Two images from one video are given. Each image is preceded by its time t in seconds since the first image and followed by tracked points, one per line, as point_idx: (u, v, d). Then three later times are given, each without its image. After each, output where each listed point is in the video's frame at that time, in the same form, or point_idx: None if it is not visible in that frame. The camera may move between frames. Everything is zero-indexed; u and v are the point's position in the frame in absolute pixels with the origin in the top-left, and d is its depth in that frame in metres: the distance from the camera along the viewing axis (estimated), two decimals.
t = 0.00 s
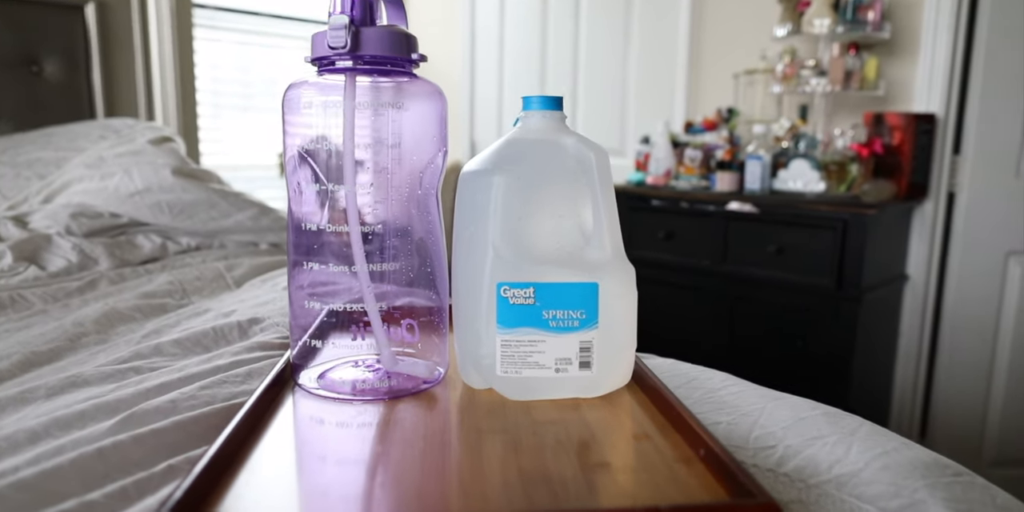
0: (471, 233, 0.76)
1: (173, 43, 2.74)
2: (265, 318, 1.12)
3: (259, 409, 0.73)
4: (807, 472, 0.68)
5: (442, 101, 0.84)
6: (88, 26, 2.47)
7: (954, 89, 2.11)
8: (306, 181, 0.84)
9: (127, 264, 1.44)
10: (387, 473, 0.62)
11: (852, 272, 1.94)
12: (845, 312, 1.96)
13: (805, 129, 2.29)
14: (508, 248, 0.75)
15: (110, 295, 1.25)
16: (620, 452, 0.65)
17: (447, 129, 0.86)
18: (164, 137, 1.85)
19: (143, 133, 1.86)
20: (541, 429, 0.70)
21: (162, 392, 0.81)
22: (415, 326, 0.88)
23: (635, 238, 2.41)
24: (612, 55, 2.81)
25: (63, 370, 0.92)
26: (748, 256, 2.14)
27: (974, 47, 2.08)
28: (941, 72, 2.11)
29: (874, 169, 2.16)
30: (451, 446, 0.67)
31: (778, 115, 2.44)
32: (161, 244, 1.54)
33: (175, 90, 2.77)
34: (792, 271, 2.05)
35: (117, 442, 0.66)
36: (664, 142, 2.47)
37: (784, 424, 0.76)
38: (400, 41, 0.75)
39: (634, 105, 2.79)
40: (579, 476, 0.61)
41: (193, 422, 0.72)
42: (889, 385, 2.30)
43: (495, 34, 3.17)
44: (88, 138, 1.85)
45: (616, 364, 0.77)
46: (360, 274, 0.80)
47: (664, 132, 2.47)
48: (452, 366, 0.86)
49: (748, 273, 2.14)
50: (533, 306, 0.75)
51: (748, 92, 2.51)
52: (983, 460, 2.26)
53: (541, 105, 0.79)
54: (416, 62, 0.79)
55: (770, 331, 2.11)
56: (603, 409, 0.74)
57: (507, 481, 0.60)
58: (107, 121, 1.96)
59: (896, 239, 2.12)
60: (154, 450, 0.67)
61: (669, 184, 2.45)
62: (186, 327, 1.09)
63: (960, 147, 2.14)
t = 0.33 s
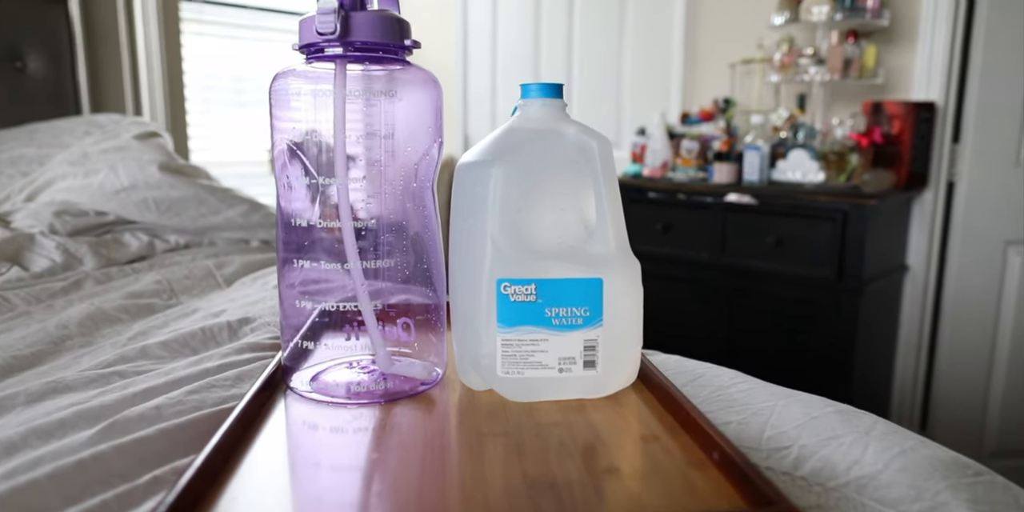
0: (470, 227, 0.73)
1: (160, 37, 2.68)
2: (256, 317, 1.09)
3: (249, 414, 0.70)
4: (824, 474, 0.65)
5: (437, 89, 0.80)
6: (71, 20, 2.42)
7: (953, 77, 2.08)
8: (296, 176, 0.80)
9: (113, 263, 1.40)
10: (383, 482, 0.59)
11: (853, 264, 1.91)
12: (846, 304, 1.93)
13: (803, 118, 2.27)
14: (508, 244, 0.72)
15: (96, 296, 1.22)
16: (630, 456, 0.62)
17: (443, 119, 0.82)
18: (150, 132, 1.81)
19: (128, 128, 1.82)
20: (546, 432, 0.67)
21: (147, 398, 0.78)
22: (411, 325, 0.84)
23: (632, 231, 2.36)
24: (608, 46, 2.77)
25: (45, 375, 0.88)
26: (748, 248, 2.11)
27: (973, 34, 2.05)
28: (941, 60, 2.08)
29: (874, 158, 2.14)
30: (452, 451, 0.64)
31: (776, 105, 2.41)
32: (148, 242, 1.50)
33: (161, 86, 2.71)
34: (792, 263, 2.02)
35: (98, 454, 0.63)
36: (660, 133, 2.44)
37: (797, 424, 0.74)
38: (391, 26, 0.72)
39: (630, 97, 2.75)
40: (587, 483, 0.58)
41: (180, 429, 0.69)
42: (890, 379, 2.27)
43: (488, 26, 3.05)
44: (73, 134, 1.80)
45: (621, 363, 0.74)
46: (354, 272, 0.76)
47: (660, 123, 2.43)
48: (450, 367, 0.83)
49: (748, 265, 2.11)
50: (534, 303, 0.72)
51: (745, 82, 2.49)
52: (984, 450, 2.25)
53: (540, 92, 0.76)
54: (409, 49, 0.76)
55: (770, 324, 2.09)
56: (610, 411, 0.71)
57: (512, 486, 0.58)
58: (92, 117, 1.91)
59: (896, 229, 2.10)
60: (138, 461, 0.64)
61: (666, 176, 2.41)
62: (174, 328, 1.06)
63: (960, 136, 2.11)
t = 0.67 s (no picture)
0: (472, 224, 0.69)
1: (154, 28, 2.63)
2: (248, 317, 1.05)
3: (238, 420, 0.66)
4: (847, 488, 0.62)
5: (438, 78, 0.76)
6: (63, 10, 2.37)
7: (962, 72, 2.05)
8: (290, 170, 0.75)
9: (103, 259, 1.36)
10: (380, 497, 0.55)
11: (860, 263, 1.88)
12: (852, 303, 1.90)
13: (809, 113, 2.23)
14: (513, 242, 0.68)
15: (84, 293, 1.18)
16: (642, 469, 0.58)
17: (443, 110, 0.78)
18: (142, 124, 1.77)
19: (119, 120, 1.78)
20: (553, 443, 0.63)
21: (132, 402, 0.74)
22: (409, 326, 0.80)
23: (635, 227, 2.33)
24: (610, 40, 2.73)
25: (27, 377, 0.84)
26: (753, 246, 2.07)
27: (983, 28, 2.00)
28: (951, 55, 2.04)
29: (881, 155, 2.11)
30: (453, 462, 0.60)
31: (782, 100, 2.37)
32: (139, 237, 1.46)
33: (156, 79, 2.66)
34: (797, 261, 1.99)
35: (76, 464, 0.59)
36: (663, 128, 2.40)
37: (815, 432, 0.70)
38: (389, 11, 0.68)
39: (632, 92, 2.71)
40: (598, 499, 0.54)
41: (164, 437, 0.66)
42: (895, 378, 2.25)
43: (488, 19, 2.99)
44: (63, 126, 1.76)
45: (630, 367, 0.70)
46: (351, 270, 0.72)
47: (663, 118, 2.40)
48: (450, 370, 0.80)
49: (752, 263, 2.07)
50: (540, 305, 0.68)
51: (750, 76, 2.43)
52: (989, 452, 2.21)
53: (546, 82, 0.72)
54: (409, 36, 0.72)
55: (775, 323, 2.05)
56: (620, 418, 0.67)
57: (517, 503, 0.54)
58: (83, 109, 1.87)
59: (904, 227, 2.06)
60: (120, 472, 0.61)
61: (669, 171, 2.38)
62: (163, 327, 1.02)
63: (968, 132, 2.07)
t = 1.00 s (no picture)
0: (477, 242, 0.65)
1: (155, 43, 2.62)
2: (244, 338, 1.01)
3: (229, 451, 0.62)
4: None
5: (440, 91, 0.73)
6: (64, 25, 2.36)
7: (972, 85, 2.02)
8: (286, 186, 0.72)
9: (97, 278, 1.33)
10: None
11: (871, 278, 1.84)
12: (863, 319, 1.86)
13: (817, 127, 2.20)
14: (519, 263, 0.65)
15: (76, 313, 1.14)
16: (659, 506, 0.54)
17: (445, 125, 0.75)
18: (138, 140, 1.76)
19: (115, 135, 1.76)
20: (563, 476, 0.59)
21: (119, 432, 0.71)
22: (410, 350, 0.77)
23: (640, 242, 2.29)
24: (613, 54, 2.71)
25: (11, 403, 0.80)
26: (760, 262, 2.03)
27: (992, 41, 1.98)
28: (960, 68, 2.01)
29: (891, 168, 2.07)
30: (457, 498, 0.56)
31: (788, 113, 2.35)
32: (135, 255, 1.43)
33: (157, 93, 2.64)
34: (806, 277, 1.95)
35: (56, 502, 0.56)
36: (669, 142, 2.37)
37: (841, 463, 0.67)
38: (388, 21, 0.65)
39: (636, 106, 2.68)
40: None
41: (150, 470, 0.63)
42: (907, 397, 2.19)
43: (490, 32, 2.99)
44: (60, 142, 1.74)
45: (643, 395, 0.66)
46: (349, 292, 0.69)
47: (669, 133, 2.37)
48: (454, 396, 0.76)
49: (760, 279, 2.04)
50: (549, 330, 0.65)
51: (756, 89, 2.42)
52: (1005, 473, 2.15)
53: (553, 95, 0.69)
54: (409, 47, 0.69)
55: (784, 340, 2.01)
56: (632, 449, 0.64)
57: None
58: (80, 125, 1.84)
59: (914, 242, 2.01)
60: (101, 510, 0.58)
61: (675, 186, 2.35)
62: (155, 350, 0.98)
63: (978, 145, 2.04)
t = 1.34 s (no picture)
0: (479, 249, 0.62)
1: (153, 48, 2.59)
2: (237, 349, 0.98)
3: (215, 469, 0.59)
4: None
5: (440, 92, 0.70)
6: (61, 31, 2.34)
7: (979, 93, 1.99)
8: (279, 193, 0.68)
9: (88, 286, 1.30)
10: None
11: (879, 289, 1.81)
12: (870, 329, 1.82)
13: (823, 134, 2.17)
14: (522, 271, 0.62)
15: (65, 323, 1.11)
16: None
17: (445, 126, 0.72)
18: (133, 145, 1.74)
19: (110, 140, 1.74)
20: (567, 497, 0.56)
21: (101, 449, 0.67)
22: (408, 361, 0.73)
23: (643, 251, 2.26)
24: (615, 60, 2.70)
25: None
26: (765, 272, 2.00)
27: (1000, 49, 1.95)
28: (968, 75, 1.98)
29: (897, 178, 2.03)
30: None
31: (793, 121, 2.32)
32: (128, 263, 1.41)
33: (156, 98, 2.62)
34: (811, 286, 1.92)
35: None
36: (671, 150, 2.34)
37: (859, 483, 0.64)
38: (386, 17, 0.62)
39: (638, 112, 2.67)
40: None
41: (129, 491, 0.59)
42: (916, 410, 2.15)
43: (492, 40, 2.99)
44: (53, 148, 1.71)
45: (653, 411, 0.63)
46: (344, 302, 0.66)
47: (672, 140, 2.35)
48: (453, 410, 0.73)
49: (765, 289, 2.00)
50: (553, 342, 0.61)
51: (761, 97, 2.38)
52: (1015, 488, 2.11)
53: (558, 95, 0.66)
54: (409, 44, 0.66)
55: (789, 351, 1.98)
56: (641, 467, 0.60)
57: None
58: (75, 131, 1.82)
59: (921, 251, 1.98)
60: None
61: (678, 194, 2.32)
62: (145, 361, 0.95)
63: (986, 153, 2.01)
